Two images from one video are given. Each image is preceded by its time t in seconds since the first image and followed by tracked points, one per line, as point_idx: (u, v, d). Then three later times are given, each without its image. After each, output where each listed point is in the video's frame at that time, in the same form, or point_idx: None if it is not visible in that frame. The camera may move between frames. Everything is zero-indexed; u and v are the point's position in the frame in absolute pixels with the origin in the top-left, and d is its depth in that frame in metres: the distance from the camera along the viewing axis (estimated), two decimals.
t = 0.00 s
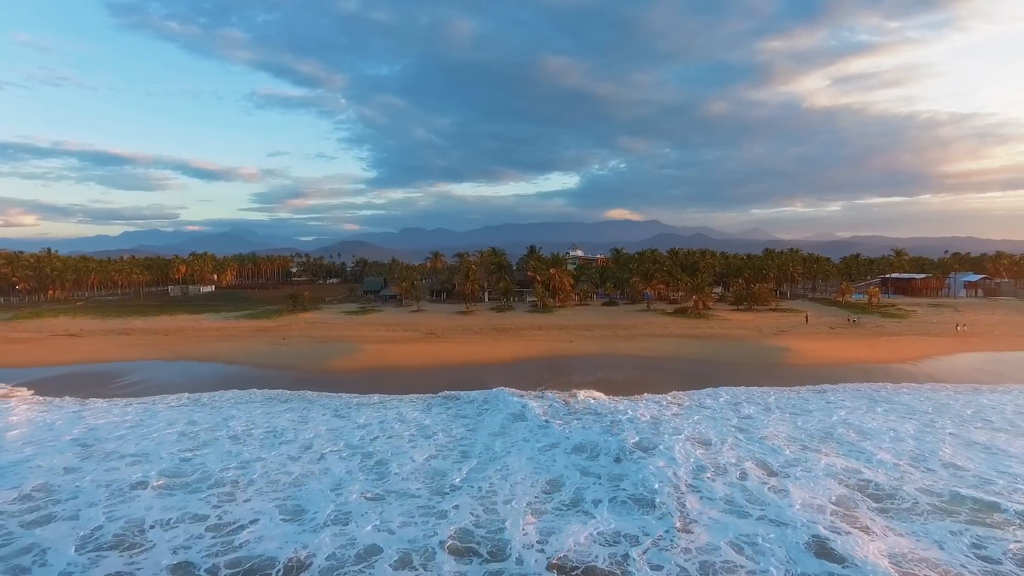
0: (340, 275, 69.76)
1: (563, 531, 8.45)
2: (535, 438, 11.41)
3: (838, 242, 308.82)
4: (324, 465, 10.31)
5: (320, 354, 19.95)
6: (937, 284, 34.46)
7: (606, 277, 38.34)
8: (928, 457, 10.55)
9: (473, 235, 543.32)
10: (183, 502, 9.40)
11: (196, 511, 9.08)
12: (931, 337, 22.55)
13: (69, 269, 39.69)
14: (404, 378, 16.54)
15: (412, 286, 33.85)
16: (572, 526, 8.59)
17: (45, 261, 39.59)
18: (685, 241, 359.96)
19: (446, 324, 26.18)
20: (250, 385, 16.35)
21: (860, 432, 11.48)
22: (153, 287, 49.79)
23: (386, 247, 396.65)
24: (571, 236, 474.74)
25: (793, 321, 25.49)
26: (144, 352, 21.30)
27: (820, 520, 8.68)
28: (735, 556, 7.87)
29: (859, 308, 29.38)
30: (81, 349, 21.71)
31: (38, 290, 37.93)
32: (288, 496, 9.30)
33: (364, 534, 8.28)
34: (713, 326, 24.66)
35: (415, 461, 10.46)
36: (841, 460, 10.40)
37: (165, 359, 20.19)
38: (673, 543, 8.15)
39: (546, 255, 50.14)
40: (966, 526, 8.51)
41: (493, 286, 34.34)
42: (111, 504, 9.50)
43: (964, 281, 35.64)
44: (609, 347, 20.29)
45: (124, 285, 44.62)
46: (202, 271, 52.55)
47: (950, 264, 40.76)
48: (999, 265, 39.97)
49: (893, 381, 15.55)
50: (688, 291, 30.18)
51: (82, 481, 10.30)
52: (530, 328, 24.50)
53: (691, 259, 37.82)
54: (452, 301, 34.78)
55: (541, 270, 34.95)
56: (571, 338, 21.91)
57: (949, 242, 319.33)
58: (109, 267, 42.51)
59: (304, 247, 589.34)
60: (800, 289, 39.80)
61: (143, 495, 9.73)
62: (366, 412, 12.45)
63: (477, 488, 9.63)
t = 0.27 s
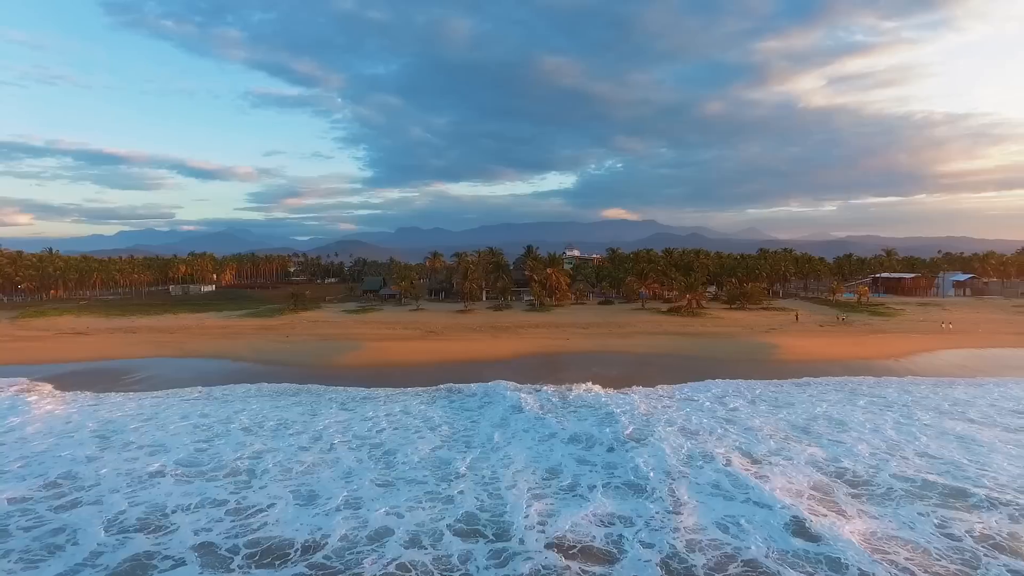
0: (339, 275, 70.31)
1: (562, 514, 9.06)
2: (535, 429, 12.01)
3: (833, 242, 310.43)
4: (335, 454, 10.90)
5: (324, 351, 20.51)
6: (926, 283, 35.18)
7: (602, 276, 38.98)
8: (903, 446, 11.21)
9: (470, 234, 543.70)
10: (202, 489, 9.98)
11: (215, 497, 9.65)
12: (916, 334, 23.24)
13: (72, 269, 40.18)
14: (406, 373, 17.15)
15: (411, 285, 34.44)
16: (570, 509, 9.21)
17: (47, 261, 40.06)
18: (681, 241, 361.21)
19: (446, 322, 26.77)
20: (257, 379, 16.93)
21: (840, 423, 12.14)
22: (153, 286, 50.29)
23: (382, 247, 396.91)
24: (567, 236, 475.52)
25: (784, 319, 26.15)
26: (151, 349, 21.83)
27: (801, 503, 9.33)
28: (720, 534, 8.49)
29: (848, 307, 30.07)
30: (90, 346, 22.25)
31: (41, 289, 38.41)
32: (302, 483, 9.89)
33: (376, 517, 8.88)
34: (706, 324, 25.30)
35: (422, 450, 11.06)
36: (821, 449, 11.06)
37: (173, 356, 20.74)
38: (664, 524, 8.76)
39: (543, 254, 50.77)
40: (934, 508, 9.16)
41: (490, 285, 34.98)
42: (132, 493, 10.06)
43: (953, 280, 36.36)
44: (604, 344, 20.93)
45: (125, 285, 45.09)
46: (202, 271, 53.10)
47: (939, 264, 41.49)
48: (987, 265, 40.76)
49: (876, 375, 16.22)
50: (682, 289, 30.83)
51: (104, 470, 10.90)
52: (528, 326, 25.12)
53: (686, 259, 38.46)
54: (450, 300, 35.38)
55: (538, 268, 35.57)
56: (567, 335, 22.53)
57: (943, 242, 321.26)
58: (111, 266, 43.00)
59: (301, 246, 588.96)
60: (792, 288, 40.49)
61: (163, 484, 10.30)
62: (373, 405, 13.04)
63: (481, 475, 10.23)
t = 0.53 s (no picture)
0: (330, 274, 70.62)
1: (553, 497, 9.72)
2: (527, 420, 12.67)
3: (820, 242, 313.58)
4: (339, 444, 11.49)
5: (320, 349, 21.05)
6: (905, 283, 36.21)
7: (590, 275, 39.74)
8: (871, 435, 11.99)
9: (460, 234, 543.71)
10: (212, 477, 10.55)
11: (225, 484, 10.23)
12: (892, 332, 24.13)
13: (65, 268, 40.38)
14: (402, 369, 17.77)
15: (403, 285, 35.01)
16: (562, 493, 9.87)
17: (40, 260, 40.23)
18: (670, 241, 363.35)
19: (438, 320, 27.36)
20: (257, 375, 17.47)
21: (812, 414, 12.91)
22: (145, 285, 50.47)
23: (372, 246, 396.20)
24: (557, 236, 476.80)
25: (767, 318, 26.99)
26: (150, 347, 22.27)
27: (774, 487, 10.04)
28: (700, 514, 9.19)
29: (829, 305, 31.00)
30: (89, 345, 22.65)
31: (34, 289, 38.59)
32: (309, 471, 10.49)
33: (380, 501, 9.50)
34: (691, 322, 26.09)
35: (420, 441, 11.68)
36: (794, 437, 11.81)
37: (171, 353, 21.22)
38: (648, 505, 9.45)
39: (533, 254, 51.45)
40: (895, 491, 9.91)
41: (482, 285, 35.62)
42: (145, 481, 10.61)
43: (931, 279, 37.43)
44: (593, 342, 21.64)
45: (117, 284, 45.27)
46: (194, 270, 53.32)
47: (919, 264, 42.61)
48: (964, 265, 41.96)
49: (850, 368, 17.03)
50: (668, 288, 31.62)
51: (116, 460, 11.45)
52: (518, 324, 25.79)
53: (673, 258, 39.28)
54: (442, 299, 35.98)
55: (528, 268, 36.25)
56: (557, 333, 23.22)
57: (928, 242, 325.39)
58: (103, 266, 43.20)
59: (290, 246, 586.32)
60: (776, 288, 41.46)
61: (174, 472, 10.86)
62: (372, 398, 13.64)
63: (478, 463, 10.86)
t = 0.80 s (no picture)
0: (316, 273, 70.70)
1: (540, 484, 10.32)
2: (514, 412, 13.25)
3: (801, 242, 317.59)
4: (334, 436, 11.99)
5: (311, 347, 21.47)
6: (880, 282, 37.29)
7: (575, 275, 40.42)
8: (838, 426, 12.67)
9: (445, 234, 543.07)
10: (213, 467, 11.02)
11: (227, 474, 10.72)
12: (864, 329, 25.04)
13: (50, 267, 40.31)
14: (391, 366, 18.29)
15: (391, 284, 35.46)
16: (549, 480, 10.47)
17: (25, 259, 40.13)
18: (654, 241, 365.89)
19: (426, 319, 27.87)
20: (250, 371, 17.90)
21: (783, 406, 13.63)
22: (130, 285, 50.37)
23: (357, 246, 394.60)
24: (542, 235, 478.08)
25: (745, 316, 27.82)
26: (141, 345, 22.57)
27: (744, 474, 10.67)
28: (676, 497, 9.85)
29: (806, 304, 31.93)
30: (80, 343, 22.89)
31: (19, 288, 38.51)
32: (307, 462, 10.99)
33: (377, 489, 10.04)
34: (672, 321, 26.83)
35: (412, 432, 12.22)
36: (764, 427, 12.51)
37: (163, 351, 21.55)
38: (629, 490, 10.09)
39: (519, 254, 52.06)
40: (857, 477, 10.63)
41: (468, 284, 36.16)
42: (148, 471, 11.06)
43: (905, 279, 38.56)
44: (577, 339, 22.28)
45: (102, 283, 45.20)
46: (180, 269, 53.27)
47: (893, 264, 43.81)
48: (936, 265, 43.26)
49: (821, 363, 17.82)
50: (651, 288, 32.37)
51: (117, 452, 11.88)
52: (504, 322, 26.37)
53: (656, 258, 40.08)
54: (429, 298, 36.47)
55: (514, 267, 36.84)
56: (542, 331, 23.84)
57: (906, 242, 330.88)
58: (88, 265, 43.11)
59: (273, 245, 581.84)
60: (756, 287, 42.42)
61: (175, 463, 11.31)
62: (365, 392, 14.15)
63: (468, 453, 11.45)
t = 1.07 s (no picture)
0: (299, 273, 70.73)
1: (525, 471, 10.95)
2: (499, 405, 13.89)
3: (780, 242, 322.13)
4: (327, 429, 12.54)
5: (299, 345, 21.90)
6: (851, 281, 38.51)
7: (557, 275, 41.18)
8: (801, 417, 13.48)
9: (428, 233, 541.93)
10: (211, 459, 11.50)
11: (224, 465, 11.21)
12: (834, 326, 26.05)
13: (32, 267, 40.14)
14: (378, 363, 18.84)
15: (375, 283, 35.90)
16: (533, 467, 11.10)
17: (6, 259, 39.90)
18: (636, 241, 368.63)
19: (411, 317, 28.40)
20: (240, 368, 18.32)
21: (751, 398, 14.40)
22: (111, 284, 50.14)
23: (339, 245, 392.46)
24: (526, 235, 479.25)
25: (721, 314, 28.73)
26: (128, 344, 22.83)
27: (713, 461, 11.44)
28: (652, 481, 10.54)
29: (780, 302, 32.95)
30: (67, 342, 23.09)
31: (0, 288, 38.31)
32: (302, 453, 11.51)
33: (372, 477, 10.62)
34: (651, 319, 27.63)
35: (403, 425, 12.80)
36: (733, 418, 13.25)
37: (152, 350, 21.85)
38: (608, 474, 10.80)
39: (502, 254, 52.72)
40: (817, 463, 11.39)
41: (452, 284, 36.73)
42: (147, 463, 11.51)
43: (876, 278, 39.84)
44: (559, 337, 22.99)
45: (84, 283, 45.03)
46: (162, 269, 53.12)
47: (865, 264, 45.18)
48: (906, 265, 44.65)
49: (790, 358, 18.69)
50: (631, 287, 33.19)
51: (115, 446, 12.31)
52: (487, 321, 26.99)
53: (636, 258, 40.93)
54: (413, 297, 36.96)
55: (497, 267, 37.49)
56: (525, 329, 24.51)
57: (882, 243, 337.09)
58: (70, 265, 42.98)
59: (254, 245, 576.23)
60: (733, 286, 43.50)
61: (173, 455, 11.78)
62: (355, 387, 14.68)
63: (457, 443, 12.07)
